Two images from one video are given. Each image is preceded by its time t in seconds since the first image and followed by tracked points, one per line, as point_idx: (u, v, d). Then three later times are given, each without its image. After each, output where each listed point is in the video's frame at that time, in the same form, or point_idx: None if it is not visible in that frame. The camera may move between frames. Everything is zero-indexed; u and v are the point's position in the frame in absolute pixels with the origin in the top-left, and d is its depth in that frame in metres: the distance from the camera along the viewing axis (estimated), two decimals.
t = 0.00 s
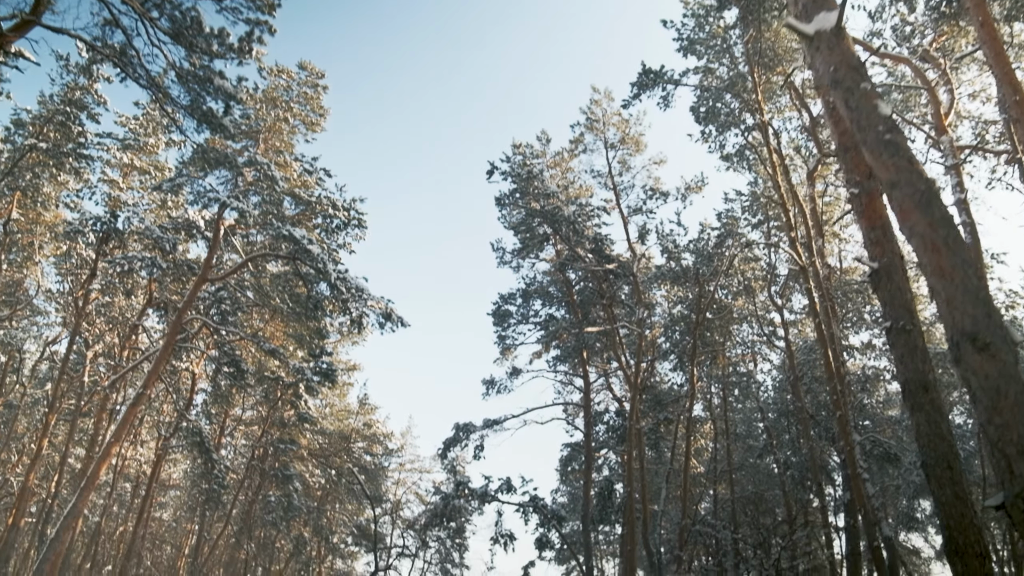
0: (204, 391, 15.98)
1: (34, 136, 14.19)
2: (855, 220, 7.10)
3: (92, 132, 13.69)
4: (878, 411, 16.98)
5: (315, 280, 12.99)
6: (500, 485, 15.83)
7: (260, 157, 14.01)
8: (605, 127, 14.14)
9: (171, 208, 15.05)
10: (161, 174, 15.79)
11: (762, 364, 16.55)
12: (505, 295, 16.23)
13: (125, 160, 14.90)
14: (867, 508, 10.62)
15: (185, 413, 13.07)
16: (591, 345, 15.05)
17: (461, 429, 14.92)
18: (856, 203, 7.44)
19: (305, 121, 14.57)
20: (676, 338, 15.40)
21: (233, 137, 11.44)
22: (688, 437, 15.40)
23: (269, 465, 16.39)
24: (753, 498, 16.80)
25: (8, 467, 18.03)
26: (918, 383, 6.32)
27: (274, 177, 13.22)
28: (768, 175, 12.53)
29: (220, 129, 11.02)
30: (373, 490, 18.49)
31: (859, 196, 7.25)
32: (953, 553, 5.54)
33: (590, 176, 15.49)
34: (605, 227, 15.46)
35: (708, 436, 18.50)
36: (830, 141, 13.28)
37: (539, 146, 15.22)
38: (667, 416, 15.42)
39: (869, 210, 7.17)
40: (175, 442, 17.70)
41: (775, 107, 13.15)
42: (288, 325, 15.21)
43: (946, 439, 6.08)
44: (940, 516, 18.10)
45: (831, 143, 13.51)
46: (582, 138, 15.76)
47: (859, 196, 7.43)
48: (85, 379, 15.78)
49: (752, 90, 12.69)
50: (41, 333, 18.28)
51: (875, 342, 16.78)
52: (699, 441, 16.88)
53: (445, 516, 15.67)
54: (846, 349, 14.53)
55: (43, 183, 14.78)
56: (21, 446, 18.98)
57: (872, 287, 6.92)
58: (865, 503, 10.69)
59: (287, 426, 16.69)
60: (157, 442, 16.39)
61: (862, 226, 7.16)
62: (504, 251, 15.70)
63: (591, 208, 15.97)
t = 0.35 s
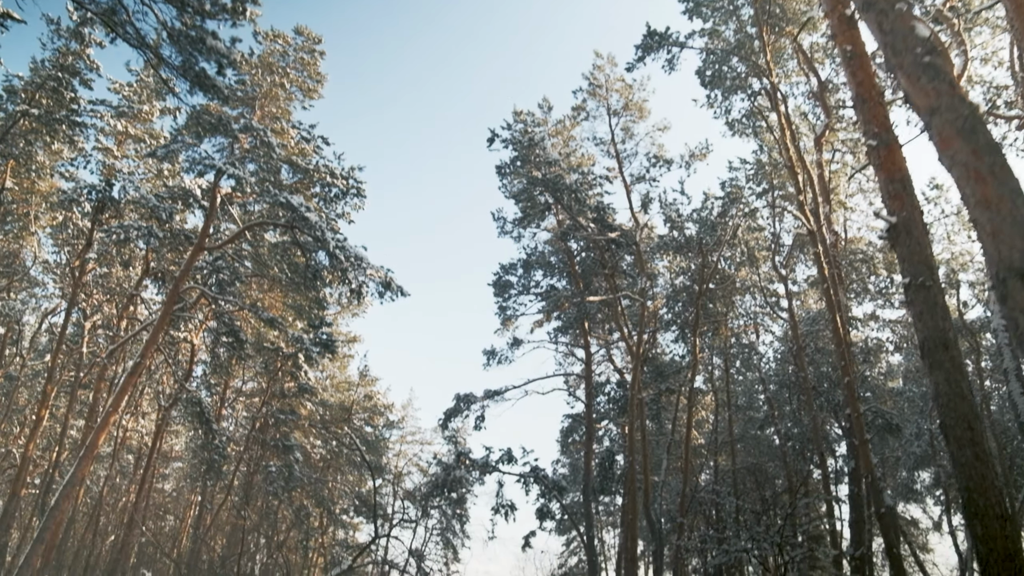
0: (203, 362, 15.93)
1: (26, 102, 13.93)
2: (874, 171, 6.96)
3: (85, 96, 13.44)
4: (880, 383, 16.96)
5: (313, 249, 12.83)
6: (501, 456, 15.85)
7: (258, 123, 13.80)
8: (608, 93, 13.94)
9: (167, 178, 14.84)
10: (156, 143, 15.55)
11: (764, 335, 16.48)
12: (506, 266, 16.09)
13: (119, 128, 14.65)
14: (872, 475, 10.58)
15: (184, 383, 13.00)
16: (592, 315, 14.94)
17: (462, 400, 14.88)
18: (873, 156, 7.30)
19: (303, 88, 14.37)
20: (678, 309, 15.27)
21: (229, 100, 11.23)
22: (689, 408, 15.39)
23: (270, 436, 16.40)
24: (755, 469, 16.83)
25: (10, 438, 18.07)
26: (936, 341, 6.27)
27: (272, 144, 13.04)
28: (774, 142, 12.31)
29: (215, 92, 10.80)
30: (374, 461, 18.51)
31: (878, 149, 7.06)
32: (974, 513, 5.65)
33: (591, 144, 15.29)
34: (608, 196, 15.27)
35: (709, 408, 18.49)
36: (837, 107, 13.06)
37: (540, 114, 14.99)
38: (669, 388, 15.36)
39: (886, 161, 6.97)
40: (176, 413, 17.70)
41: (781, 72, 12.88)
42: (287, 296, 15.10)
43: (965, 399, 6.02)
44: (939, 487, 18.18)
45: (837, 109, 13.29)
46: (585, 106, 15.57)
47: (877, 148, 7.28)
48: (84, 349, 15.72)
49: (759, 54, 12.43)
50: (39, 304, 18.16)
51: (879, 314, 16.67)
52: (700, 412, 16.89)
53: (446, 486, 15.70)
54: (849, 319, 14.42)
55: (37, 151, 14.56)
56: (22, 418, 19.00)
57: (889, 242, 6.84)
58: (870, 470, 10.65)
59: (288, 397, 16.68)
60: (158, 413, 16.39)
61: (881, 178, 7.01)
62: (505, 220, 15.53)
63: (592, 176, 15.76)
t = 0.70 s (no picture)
0: (201, 323, 15.86)
1: (11, 56, 13.54)
2: (895, 112, 7.56)
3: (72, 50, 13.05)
4: (879, 344, 16.96)
5: (309, 208, 12.64)
6: (500, 417, 15.90)
7: (250, 79, 13.47)
8: (610, 47, 13.59)
9: (159, 136, 14.54)
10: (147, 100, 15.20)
11: (764, 296, 16.40)
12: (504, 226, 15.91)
13: (109, 84, 14.29)
14: (874, 430, 10.55)
15: (182, 344, 12.96)
16: (592, 275, 14.81)
17: (461, 360, 14.83)
18: (893, 93, 7.83)
19: (296, 41, 13.98)
20: (679, 270, 15.15)
21: (220, 51, 10.92)
22: (689, 368, 15.39)
23: (270, 396, 16.45)
24: (753, 429, 16.94)
25: (11, 401, 18.09)
26: (958, 288, 6.85)
27: (265, 98, 12.74)
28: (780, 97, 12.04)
29: (205, 41, 10.50)
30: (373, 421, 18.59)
31: (899, 88, 7.61)
32: (991, 464, 6.28)
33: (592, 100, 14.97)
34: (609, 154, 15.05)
35: (708, 369, 18.52)
36: (846, 61, 12.71)
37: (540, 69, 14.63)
38: (669, 349, 15.34)
39: (907, 99, 7.57)
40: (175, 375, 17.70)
41: (789, 24, 12.50)
42: (283, 256, 14.95)
43: (986, 347, 6.61)
44: (935, 448, 18.31)
45: (845, 64, 12.96)
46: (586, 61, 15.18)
47: (896, 86, 7.81)
48: (80, 311, 15.63)
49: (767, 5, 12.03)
50: (33, 266, 17.97)
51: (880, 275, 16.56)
52: (698, 373, 16.94)
53: (445, 447, 15.75)
54: (851, 280, 14.33)
55: (25, 108, 14.22)
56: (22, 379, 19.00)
57: (909, 181, 7.48)
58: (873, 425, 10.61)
59: (287, 358, 16.67)
60: (156, 375, 16.36)
61: (901, 117, 7.59)
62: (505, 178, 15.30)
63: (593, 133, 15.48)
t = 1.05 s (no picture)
0: (199, 284, 15.77)
1: None
2: (921, 50, 7.73)
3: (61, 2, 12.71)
4: (881, 307, 16.90)
5: (306, 166, 12.41)
6: (500, 379, 15.89)
7: (244, 33, 13.14)
8: None
9: (151, 93, 14.25)
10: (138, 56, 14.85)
11: (766, 259, 16.29)
12: (505, 186, 15.70)
13: (100, 39, 13.95)
14: (880, 388, 10.50)
15: (179, 303, 12.87)
16: (594, 237, 14.65)
17: (461, 321, 14.76)
18: (919, 31, 7.97)
19: None
20: (681, 231, 14.98)
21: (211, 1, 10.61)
22: (689, 331, 15.36)
23: (270, 358, 16.48)
24: (752, 392, 16.98)
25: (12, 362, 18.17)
26: (983, 235, 7.02)
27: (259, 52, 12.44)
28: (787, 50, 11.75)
29: None
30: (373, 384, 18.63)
31: (925, 25, 7.76)
32: (1014, 417, 6.42)
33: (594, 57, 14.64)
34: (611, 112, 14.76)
35: (708, 332, 18.49)
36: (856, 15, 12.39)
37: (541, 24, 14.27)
38: (670, 311, 15.27)
39: (933, 36, 7.72)
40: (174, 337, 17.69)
41: None
42: (280, 216, 14.79)
43: (1011, 296, 6.79)
44: (934, 411, 18.40)
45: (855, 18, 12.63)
46: (589, 16, 14.80)
47: (920, 23, 7.97)
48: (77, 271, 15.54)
49: None
50: (29, 227, 17.84)
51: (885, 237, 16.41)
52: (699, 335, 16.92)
53: (446, 409, 15.75)
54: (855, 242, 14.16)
55: (15, 64, 13.92)
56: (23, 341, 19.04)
57: (936, 119, 7.63)
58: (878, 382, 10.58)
59: (287, 320, 16.65)
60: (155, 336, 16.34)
61: (926, 55, 7.75)
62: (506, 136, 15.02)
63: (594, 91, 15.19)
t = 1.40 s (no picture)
0: (199, 247, 15.69)
1: None
2: None
3: None
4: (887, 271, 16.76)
5: (305, 125, 12.18)
6: (503, 342, 15.87)
7: None
8: None
9: (147, 50, 13.98)
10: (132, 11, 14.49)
11: (772, 221, 16.12)
12: (509, 146, 15.44)
13: None
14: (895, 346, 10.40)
15: (180, 263, 12.79)
16: (598, 198, 14.46)
17: (464, 284, 14.67)
18: None
19: None
20: (687, 192, 14.77)
21: None
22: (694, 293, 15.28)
23: (273, 320, 16.49)
24: (756, 355, 16.97)
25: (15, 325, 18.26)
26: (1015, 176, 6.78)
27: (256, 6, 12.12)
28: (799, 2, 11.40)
29: None
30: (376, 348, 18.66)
31: None
32: None
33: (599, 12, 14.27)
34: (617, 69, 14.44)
35: (713, 296, 18.40)
36: None
37: None
38: (675, 273, 15.17)
39: None
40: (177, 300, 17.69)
41: None
42: (281, 177, 14.62)
43: None
44: (938, 375, 18.41)
45: None
46: None
47: None
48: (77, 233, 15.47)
49: None
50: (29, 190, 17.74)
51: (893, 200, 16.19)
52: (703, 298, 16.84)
53: (449, 372, 15.77)
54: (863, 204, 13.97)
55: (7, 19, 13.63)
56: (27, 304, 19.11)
57: (971, 56, 7.42)
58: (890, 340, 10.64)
59: (289, 283, 16.60)
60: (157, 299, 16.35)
61: None
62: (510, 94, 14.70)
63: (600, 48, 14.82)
